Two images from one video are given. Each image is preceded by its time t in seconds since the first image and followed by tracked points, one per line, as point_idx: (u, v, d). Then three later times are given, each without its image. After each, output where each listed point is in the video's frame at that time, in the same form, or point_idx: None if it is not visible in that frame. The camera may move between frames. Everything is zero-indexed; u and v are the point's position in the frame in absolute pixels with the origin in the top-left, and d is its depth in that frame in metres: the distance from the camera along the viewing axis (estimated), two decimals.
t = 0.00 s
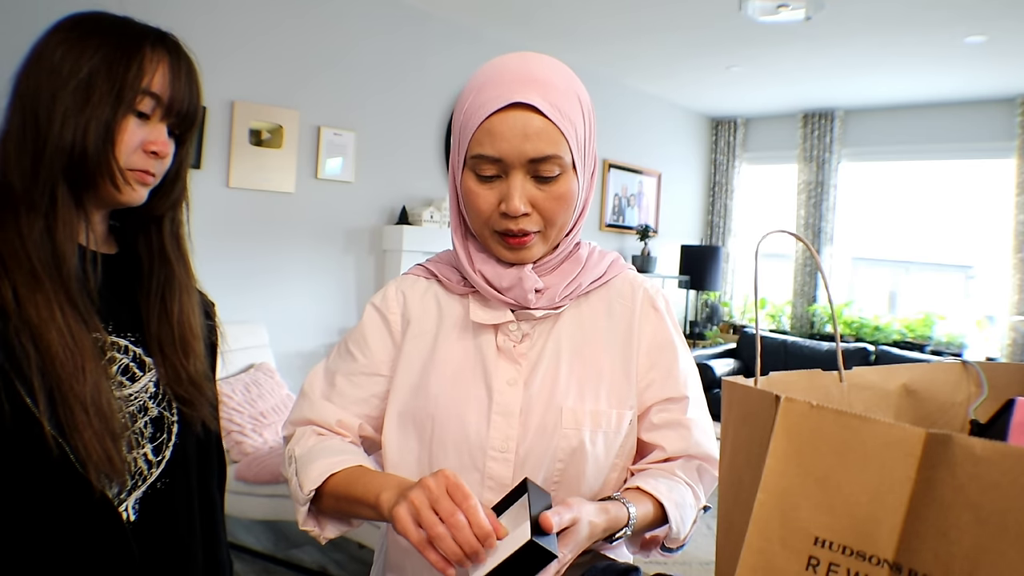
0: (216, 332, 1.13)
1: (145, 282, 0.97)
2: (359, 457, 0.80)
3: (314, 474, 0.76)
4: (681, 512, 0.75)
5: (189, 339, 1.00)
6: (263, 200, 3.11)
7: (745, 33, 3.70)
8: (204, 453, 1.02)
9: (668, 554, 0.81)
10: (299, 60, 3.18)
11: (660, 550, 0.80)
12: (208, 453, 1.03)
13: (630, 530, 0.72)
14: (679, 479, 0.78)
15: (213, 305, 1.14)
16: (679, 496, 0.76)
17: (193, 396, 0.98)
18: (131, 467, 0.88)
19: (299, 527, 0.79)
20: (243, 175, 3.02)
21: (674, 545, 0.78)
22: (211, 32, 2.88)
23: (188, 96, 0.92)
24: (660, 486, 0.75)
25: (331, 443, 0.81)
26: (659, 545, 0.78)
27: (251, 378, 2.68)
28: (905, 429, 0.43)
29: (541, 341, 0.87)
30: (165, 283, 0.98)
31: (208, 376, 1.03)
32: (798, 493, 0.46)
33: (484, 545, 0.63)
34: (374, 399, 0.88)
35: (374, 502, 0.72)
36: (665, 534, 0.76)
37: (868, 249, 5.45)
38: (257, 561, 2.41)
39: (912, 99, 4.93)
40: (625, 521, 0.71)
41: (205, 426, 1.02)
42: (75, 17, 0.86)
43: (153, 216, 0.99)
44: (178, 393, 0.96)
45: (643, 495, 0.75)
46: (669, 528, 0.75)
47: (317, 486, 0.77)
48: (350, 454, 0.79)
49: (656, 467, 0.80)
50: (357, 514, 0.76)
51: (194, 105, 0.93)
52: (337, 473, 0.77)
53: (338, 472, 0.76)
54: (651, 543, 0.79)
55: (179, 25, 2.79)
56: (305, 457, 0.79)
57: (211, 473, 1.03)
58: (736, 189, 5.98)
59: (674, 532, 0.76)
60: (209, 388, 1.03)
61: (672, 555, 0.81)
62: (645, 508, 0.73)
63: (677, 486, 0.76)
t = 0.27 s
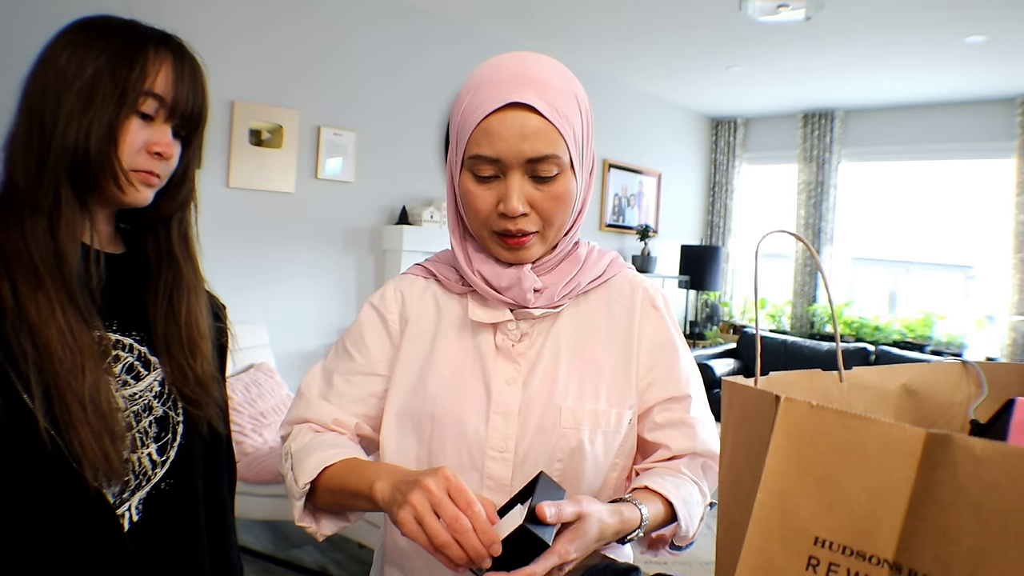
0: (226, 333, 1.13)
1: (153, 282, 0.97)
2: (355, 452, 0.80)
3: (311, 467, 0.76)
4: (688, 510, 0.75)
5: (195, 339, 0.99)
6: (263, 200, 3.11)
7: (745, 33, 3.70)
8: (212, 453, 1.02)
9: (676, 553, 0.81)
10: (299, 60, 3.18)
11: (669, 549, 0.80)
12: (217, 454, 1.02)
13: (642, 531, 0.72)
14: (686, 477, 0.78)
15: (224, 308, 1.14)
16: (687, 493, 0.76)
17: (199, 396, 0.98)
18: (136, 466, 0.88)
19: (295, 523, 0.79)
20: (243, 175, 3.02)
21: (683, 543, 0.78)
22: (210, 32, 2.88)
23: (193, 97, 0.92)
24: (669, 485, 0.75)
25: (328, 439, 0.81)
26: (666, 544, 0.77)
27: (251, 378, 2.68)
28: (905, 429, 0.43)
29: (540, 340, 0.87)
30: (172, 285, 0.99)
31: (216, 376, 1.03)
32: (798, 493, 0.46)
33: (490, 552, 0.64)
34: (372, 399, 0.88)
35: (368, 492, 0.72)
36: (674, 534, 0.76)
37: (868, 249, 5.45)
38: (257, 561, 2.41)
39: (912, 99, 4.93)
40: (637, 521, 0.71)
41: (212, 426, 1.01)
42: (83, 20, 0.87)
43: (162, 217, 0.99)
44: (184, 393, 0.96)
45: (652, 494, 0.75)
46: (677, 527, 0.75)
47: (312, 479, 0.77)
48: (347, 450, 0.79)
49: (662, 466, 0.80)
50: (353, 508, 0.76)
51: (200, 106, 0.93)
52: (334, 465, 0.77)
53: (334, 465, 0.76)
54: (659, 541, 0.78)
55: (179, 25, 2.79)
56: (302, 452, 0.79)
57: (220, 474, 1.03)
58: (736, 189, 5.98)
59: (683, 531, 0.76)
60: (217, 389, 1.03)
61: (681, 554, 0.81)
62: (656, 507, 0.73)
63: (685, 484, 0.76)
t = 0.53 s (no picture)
0: (232, 337, 1.13)
1: (155, 285, 0.98)
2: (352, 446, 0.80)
3: (308, 465, 0.77)
4: (692, 516, 0.75)
5: (196, 342, 0.99)
6: (263, 200, 3.11)
7: (745, 33, 3.70)
8: (214, 455, 1.02)
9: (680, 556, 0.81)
10: (299, 60, 3.18)
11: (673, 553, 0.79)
12: (219, 457, 1.03)
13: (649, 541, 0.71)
14: (689, 482, 0.77)
15: (231, 312, 1.15)
16: (690, 500, 0.75)
17: (198, 399, 0.97)
18: (131, 468, 0.88)
19: (296, 522, 0.79)
20: (243, 175, 3.02)
21: (686, 547, 0.78)
22: (210, 32, 2.87)
23: (197, 99, 0.91)
24: (674, 495, 0.74)
25: (326, 437, 0.81)
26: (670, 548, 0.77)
27: (251, 378, 2.68)
28: (906, 429, 0.43)
29: (539, 339, 0.87)
30: (174, 288, 0.99)
31: (218, 380, 1.03)
32: (797, 493, 0.46)
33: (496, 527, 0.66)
34: (371, 400, 0.88)
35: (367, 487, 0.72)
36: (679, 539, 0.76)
37: (868, 249, 5.45)
38: (257, 561, 2.41)
39: (912, 99, 4.94)
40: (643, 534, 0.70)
41: (212, 431, 1.01)
42: (89, 23, 0.87)
43: (164, 218, 0.99)
44: (183, 395, 0.96)
45: (658, 506, 0.74)
46: (681, 533, 0.74)
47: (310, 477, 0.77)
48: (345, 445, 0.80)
49: (664, 470, 0.79)
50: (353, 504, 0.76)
51: (203, 109, 0.93)
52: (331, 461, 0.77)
53: (331, 462, 0.77)
54: (662, 543, 0.75)
55: (179, 25, 2.79)
56: (300, 451, 0.80)
57: (222, 477, 1.03)
58: (736, 189, 5.98)
59: (686, 537, 0.75)
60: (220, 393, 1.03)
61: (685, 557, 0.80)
62: (661, 519, 0.72)
63: (689, 491, 0.76)
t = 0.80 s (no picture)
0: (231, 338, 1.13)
1: (153, 286, 0.98)
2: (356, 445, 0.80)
3: (313, 462, 0.77)
4: (691, 518, 0.75)
5: (195, 344, 0.99)
6: (263, 200, 3.11)
7: (745, 33, 3.70)
8: (212, 457, 1.02)
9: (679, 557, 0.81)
10: (299, 60, 3.17)
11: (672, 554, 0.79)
12: (218, 458, 1.03)
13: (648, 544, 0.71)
14: (688, 483, 0.77)
15: (230, 313, 1.15)
16: (689, 502, 0.75)
17: (196, 400, 0.97)
18: (127, 470, 0.88)
19: (298, 520, 0.79)
20: (243, 175, 3.02)
21: (685, 549, 0.78)
22: (210, 31, 2.87)
23: (198, 103, 0.91)
24: (673, 496, 0.74)
25: (327, 437, 0.81)
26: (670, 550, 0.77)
27: (251, 378, 2.68)
28: (906, 429, 0.43)
29: (538, 339, 0.87)
30: (172, 289, 0.99)
31: (216, 382, 1.03)
32: (797, 493, 0.46)
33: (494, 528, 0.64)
34: (371, 400, 0.88)
35: (376, 475, 0.72)
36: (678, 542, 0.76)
37: (868, 249, 5.45)
38: (257, 561, 2.41)
39: (913, 99, 4.94)
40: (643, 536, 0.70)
41: (211, 433, 1.01)
42: (91, 24, 0.87)
43: (163, 219, 0.99)
44: (181, 397, 0.96)
45: (658, 508, 0.74)
46: (681, 534, 0.74)
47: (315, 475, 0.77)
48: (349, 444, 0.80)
49: (664, 472, 0.79)
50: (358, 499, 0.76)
51: (204, 111, 0.93)
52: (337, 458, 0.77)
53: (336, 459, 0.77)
54: (661, 544, 0.75)
55: (178, 25, 2.79)
56: (302, 450, 0.79)
57: (221, 479, 1.03)
58: (736, 189, 5.98)
59: (685, 538, 0.75)
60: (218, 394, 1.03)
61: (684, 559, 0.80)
62: (661, 522, 0.72)
63: (688, 493, 0.76)
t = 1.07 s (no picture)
0: (230, 337, 1.13)
1: (154, 285, 0.98)
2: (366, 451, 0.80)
3: (325, 468, 0.77)
4: (686, 514, 0.75)
5: (195, 343, 0.99)
6: (262, 200, 3.10)
7: (745, 33, 3.70)
8: (214, 455, 1.02)
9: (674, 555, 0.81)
10: (298, 59, 3.17)
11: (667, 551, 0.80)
12: (219, 457, 1.03)
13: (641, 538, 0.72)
14: (684, 480, 0.78)
15: (229, 312, 1.15)
16: (684, 497, 0.76)
17: (196, 399, 0.97)
18: (130, 468, 0.88)
19: (309, 524, 0.79)
20: (243, 175, 3.02)
21: (679, 546, 0.78)
22: (210, 31, 2.87)
23: (198, 103, 0.91)
24: (667, 491, 0.75)
25: (332, 440, 0.81)
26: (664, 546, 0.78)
27: (251, 378, 2.68)
28: (905, 429, 0.43)
29: (537, 340, 0.87)
30: (173, 289, 0.99)
31: (217, 381, 1.03)
32: (798, 494, 0.46)
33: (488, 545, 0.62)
34: (371, 401, 0.88)
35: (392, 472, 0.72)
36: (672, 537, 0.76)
37: (868, 249, 5.45)
38: (257, 561, 2.41)
39: (913, 99, 4.93)
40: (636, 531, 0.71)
41: (212, 432, 1.01)
42: (90, 24, 0.87)
43: (163, 219, 0.99)
44: (182, 396, 0.96)
45: (651, 499, 0.75)
46: (674, 530, 0.75)
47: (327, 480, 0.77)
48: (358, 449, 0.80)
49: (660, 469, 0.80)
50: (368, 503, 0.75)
51: (203, 111, 0.93)
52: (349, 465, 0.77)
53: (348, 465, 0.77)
54: (657, 538, 0.76)
55: (178, 25, 2.79)
56: (311, 454, 0.79)
57: (222, 478, 1.03)
58: (736, 189, 5.98)
59: (680, 534, 0.76)
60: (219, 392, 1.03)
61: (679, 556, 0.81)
62: (654, 513, 0.73)
63: (682, 488, 0.76)
